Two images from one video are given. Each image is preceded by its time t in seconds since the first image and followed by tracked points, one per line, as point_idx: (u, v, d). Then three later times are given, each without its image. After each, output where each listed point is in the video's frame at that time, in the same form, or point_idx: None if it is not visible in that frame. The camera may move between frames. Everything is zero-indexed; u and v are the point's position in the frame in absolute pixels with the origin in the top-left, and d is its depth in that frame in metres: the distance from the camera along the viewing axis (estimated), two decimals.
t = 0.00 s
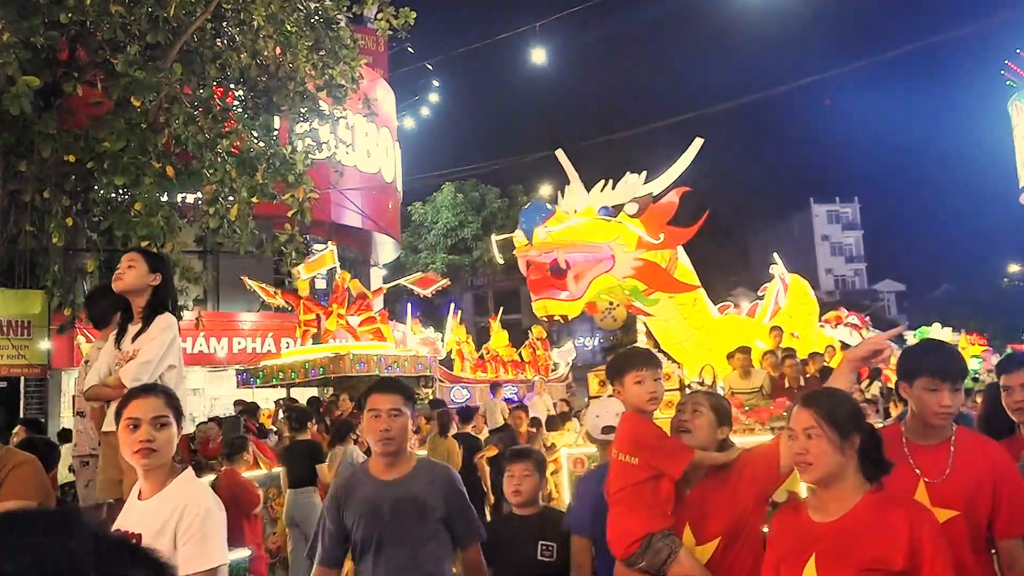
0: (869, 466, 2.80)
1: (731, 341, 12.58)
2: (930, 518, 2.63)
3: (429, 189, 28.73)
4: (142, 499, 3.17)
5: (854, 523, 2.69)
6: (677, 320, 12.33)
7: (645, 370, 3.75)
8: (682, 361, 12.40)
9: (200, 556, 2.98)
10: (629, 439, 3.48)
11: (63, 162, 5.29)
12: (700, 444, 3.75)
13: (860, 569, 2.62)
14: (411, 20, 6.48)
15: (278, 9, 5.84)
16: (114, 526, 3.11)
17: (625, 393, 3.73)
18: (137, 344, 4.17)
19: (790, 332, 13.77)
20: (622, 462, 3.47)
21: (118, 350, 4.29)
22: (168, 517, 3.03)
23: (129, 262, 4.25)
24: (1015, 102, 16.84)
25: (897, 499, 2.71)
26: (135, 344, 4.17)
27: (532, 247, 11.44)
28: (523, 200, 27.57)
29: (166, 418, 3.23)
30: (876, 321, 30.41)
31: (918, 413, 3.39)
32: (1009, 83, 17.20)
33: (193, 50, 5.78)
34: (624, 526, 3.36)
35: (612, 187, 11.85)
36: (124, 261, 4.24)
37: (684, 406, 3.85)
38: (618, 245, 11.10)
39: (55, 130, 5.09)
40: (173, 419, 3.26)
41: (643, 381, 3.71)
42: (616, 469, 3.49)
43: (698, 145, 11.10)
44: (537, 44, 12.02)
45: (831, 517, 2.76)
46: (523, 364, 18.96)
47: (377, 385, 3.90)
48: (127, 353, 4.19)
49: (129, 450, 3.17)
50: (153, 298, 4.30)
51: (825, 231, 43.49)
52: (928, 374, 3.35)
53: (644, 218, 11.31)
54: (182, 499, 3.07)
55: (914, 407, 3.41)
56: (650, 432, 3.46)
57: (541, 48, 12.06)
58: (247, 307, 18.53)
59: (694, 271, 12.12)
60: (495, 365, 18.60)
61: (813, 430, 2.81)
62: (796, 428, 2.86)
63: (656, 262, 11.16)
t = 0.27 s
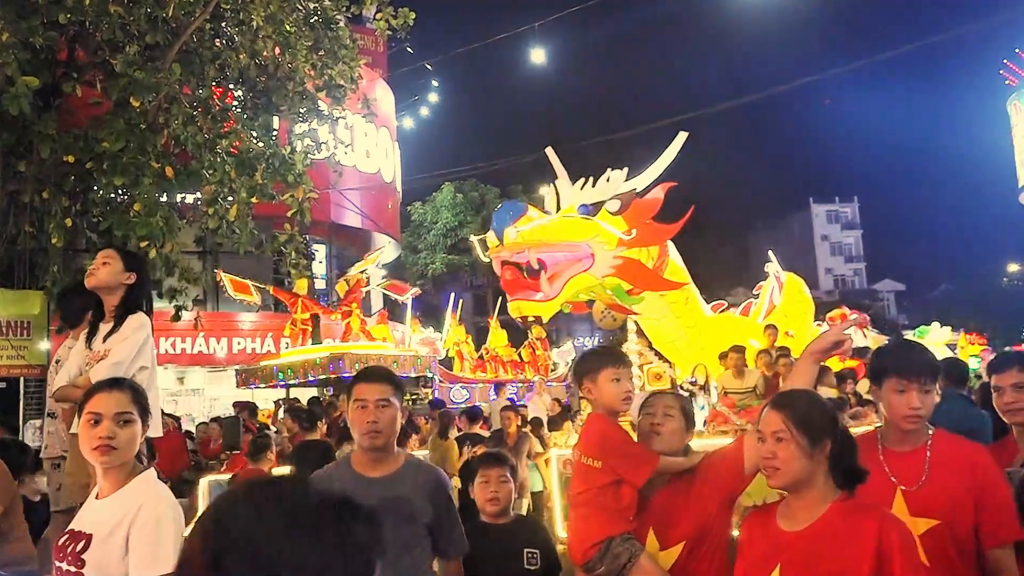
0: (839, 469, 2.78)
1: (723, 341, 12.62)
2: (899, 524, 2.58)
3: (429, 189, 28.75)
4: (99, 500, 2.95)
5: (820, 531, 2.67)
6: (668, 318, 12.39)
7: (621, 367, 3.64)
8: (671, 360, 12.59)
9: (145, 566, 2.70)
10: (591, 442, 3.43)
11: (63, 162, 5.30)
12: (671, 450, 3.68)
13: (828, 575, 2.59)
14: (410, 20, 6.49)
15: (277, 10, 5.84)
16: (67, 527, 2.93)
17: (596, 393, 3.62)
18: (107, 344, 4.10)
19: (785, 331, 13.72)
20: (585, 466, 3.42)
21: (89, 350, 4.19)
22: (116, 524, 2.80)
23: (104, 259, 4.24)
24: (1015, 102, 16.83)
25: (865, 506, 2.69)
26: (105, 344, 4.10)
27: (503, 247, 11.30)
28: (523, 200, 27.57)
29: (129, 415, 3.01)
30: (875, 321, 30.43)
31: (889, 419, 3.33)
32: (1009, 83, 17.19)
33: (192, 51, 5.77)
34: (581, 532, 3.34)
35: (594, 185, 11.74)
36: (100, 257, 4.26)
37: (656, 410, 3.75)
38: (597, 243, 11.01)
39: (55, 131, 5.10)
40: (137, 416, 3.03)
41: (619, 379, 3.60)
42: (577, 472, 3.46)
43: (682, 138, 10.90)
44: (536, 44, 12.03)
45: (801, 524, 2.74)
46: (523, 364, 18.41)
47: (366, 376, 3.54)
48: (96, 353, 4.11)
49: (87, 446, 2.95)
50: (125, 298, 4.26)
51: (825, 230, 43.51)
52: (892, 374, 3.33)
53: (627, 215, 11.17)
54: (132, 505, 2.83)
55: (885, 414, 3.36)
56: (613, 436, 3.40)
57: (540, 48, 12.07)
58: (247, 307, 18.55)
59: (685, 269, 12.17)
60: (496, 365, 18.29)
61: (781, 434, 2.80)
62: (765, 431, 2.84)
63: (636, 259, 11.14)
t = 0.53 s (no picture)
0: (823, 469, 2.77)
1: (716, 339, 12.83)
2: (884, 533, 2.58)
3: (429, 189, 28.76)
4: (61, 506, 3.00)
5: (802, 535, 2.66)
6: (661, 317, 12.75)
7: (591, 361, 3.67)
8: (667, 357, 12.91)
9: (100, 571, 2.76)
10: (561, 439, 3.38)
11: (62, 163, 5.29)
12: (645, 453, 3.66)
13: None
14: (409, 21, 6.48)
15: (276, 10, 5.84)
16: (31, 534, 3.00)
17: (565, 386, 3.62)
18: (77, 343, 4.14)
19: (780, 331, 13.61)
20: (559, 465, 3.35)
21: (57, 349, 4.26)
22: (77, 527, 2.87)
23: (76, 256, 4.23)
24: (1015, 102, 16.79)
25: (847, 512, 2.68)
26: (73, 344, 4.14)
27: (481, 248, 11.65)
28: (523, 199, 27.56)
29: (81, 416, 3.03)
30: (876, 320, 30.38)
31: (863, 414, 3.30)
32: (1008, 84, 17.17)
33: (192, 50, 5.77)
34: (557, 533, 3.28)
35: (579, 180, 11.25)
36: (72, 255, 4.24)
37: (631, 410, 3.74)
38: (575, 243, 11.52)
39: (54, 131, 5.10)
40: (95, 419, 3.06)
41: (589, 373, 3.62)
42: (548, 471, 3.39)
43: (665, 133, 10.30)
44: (536, 43, 12.03)
45: (779, 528, 2.73)
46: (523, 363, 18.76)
47: (327, 377, 3.39)
48: (65, 352, 4.15)
49: (42, 451, 2.99)
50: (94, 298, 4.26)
51: (825, 230, 43.46)
52: (867, 366, 3.31)
53: (608, 216, 11.74)
54: (91, 509, 2.88)
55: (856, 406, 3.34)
56: (583, 432, 3.35)
57: (539, 47, 12.07)
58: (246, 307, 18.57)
59: (676, 268, 12.48)
60: (495, 365, 18.24)
61: (770, 430, 2.76)
62: (751, 428, 2.81)
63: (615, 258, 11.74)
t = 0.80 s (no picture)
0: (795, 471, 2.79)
1: (712, 339, 11.97)
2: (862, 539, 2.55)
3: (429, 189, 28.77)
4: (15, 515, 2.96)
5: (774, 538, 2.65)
6: (652, 314, 11.62)
7: (576, 359, 3.71)
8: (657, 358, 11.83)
9: None
10: (547, 444, 3.42)
11: (62, 163, 5.29)
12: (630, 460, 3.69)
13: None
14: (409, 21, 6.48)
15: (276, 9, 5.83)
16: None
17: (553, 389, 3.65)
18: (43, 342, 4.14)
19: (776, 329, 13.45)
20: (545, 469, 3.39)
21: (24, 346, 4.27)
22: (28, 537, 2.83)
23: (46, 251, 4.22)
24: (1015, 102, 16.77)
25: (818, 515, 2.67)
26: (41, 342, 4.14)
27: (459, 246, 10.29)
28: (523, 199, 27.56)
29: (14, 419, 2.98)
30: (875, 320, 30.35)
31: (868, 416, 3.22)
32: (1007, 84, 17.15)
33: (191, 50, 5.77)
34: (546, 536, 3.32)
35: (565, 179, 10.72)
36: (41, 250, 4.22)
37: (614, 415, 3.79)
38: (563, 239, 9.99)
39: (54, 131, 5.10)
40: (29, 423, 3.00)
41: (576, 373, 3.68)
42: (534, 476, 3.43)
43: (654, 129, 9.86)
44: (535, 43, 12.04)
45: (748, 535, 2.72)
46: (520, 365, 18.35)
47: (250, 379, 3.18)
48: (33, 349, 4.16)
49: None
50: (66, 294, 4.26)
51: (825, 230, 43.43)
52: (876, 365, 3.26)
53: (597, 209, 10.18)
54: (42, 520, 2.84)
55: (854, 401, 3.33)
56: (568, 437, 3.40)
57: (539, 47, 12.08)
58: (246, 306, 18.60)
59: (670, 262, 11.71)
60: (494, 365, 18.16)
61: (742, 430, 2.79)
62: (723, 429, 2.83)
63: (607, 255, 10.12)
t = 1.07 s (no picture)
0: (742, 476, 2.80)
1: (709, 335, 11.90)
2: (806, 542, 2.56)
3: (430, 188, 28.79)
4: None
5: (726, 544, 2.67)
6: (647, 314, 11.66)
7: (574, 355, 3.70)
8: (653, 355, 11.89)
9: None
10: (542, 442, 3.38)
11: (62, 162, 5.29)
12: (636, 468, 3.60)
13: None
14: (410, 21, 6.48)
15: (276, 9, 5.82)
16: None
17: (552, 383, 3.64)
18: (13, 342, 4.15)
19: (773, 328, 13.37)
20: (537, 466, 3.34)
21: None
22: None
23: (16, 249, 4.20)
24: (1016, 102, 16.74)
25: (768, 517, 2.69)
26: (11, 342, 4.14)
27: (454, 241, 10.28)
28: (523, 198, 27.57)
29: None
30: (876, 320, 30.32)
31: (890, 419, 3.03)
32: (1008, 84, 17.13)
33: (192, 50, 5.77)
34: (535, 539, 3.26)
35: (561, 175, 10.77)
36: (12, 248, 4.19)
37: (625, 410, 3.59)
38: (558, 236, 9.96)
39: (54, 131, 5.11)
40: None
41: (573, 367, 3.68)
42: (525, 474, 3.39)
43: (653, 125, 9.85)
44: (536, 43, 12.04)
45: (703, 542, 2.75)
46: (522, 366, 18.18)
47: (186, 379, 2.90)
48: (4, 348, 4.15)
49: None
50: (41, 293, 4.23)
51: (825, 229, 43.40)
52: (898, 361, 2.99)
53: (593, 206, 10.14)
54: None
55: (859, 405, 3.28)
56: (568, 435, 3.36)
57: (540, 47, 12.08)
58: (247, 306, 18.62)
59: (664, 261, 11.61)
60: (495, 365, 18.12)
61: (707, 434, 2.78)
62: (683, 431, 2.81)
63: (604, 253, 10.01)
